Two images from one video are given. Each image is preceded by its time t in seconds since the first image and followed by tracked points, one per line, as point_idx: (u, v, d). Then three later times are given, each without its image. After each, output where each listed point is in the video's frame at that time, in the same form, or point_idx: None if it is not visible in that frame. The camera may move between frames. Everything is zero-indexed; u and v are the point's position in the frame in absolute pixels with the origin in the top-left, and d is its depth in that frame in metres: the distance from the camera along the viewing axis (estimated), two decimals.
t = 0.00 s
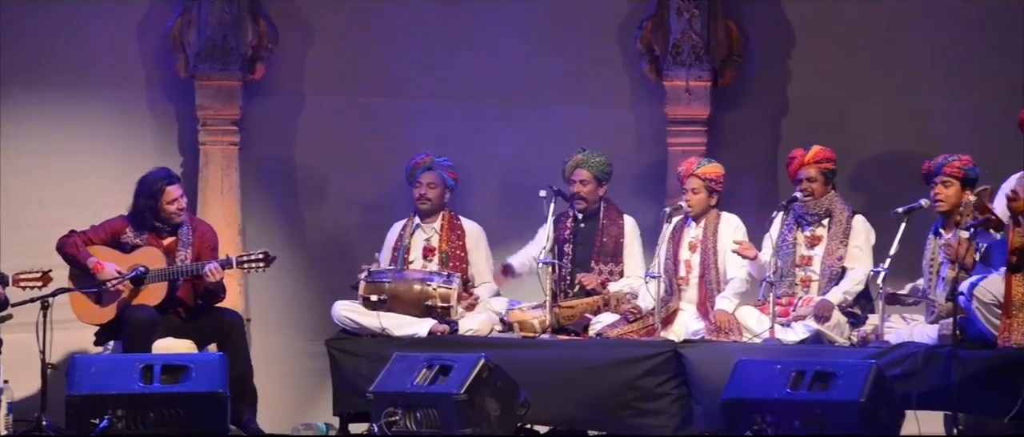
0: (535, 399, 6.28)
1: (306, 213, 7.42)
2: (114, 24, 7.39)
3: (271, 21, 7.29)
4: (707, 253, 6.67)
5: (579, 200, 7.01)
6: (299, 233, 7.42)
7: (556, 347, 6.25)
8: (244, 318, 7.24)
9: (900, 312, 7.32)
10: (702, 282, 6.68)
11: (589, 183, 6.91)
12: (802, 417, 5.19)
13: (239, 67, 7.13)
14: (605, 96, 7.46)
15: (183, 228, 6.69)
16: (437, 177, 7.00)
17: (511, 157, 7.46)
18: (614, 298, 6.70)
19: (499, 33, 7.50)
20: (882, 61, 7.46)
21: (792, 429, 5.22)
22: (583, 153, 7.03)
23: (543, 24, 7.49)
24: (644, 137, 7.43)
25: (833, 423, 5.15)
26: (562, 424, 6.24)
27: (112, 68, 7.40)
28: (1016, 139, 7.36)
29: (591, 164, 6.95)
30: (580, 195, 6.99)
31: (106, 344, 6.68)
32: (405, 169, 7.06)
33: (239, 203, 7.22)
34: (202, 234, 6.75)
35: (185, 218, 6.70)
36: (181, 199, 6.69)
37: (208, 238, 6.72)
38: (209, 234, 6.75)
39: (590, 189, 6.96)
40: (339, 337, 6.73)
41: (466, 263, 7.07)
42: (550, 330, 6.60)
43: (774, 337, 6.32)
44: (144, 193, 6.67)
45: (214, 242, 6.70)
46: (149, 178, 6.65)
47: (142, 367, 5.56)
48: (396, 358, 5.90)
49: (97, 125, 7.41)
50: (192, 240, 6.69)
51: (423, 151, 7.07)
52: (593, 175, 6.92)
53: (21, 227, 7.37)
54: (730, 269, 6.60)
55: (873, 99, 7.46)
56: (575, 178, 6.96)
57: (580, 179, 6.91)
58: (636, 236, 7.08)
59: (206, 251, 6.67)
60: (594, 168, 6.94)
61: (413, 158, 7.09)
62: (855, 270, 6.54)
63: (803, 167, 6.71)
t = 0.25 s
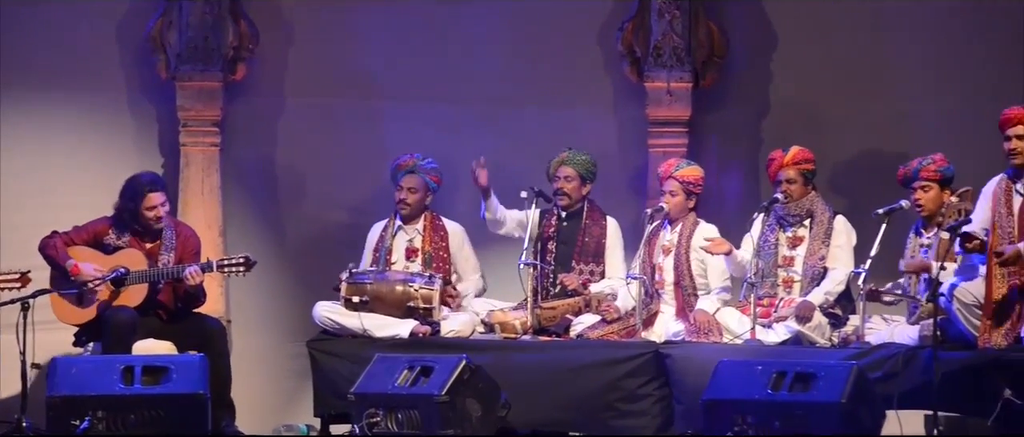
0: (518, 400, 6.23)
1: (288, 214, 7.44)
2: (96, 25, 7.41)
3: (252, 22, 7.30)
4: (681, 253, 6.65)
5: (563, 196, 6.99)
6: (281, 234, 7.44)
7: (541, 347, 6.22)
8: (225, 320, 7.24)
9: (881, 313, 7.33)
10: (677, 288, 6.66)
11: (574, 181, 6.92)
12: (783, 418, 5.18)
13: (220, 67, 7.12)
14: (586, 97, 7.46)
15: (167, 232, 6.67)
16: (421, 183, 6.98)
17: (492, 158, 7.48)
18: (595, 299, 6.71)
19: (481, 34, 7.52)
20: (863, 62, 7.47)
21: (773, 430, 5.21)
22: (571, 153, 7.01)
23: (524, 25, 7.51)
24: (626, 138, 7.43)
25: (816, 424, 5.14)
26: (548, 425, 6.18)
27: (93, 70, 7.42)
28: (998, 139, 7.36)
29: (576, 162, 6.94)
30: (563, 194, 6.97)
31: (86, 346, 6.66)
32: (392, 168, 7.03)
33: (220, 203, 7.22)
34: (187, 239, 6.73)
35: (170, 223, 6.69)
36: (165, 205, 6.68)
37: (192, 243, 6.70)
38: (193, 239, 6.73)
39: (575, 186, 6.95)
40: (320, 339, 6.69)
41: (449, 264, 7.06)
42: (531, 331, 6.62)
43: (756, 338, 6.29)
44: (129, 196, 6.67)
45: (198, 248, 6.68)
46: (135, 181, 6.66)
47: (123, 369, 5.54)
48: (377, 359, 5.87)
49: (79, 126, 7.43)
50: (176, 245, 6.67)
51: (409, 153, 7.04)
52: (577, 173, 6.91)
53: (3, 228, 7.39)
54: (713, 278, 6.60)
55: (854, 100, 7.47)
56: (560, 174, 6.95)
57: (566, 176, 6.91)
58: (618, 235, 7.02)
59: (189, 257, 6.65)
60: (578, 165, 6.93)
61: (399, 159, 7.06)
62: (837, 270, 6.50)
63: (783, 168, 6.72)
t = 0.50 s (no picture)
0: (504, 401, 6.22)
1: (274, 214, 7.44)
2: (82, 25, 7.41)
3: (237, 22, 7.30)
4: (666, 254, 6.65)
5: (550, 197, 6.95)
6: (266, 234, 7.44)
7: (526, 349, 6.21)
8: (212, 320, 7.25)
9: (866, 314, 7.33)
10: (662, 288, 6.67)
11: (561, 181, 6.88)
12: (769, 418, 5.19)
13: (205, 67, 7.12)
14: (572, 97, 7.47)
15: (155, 233, 6.64)
16: (409, 184, 6.97)
17: (478, 158, 7.48)
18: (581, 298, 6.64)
19: (468, 34, 7.51)
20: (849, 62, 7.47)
21: (759, 430, 5.21)
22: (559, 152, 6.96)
23: (510, 26, 7.51)
24: (612, 138, 7.44)
25: (801, 424, 5.15)
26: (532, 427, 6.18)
27: (79, 70, 7.41)
28: (986, 138, 7.34)
29: (563, 163, 6.91)
30: (548, 194, 6.93)
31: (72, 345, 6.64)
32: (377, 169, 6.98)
33: (205, 203, 7.21)
34: (175, 240, 6.68)
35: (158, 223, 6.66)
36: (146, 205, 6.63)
37: (180, 244, 6.64)
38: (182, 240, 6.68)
39: (561, 187, 6.92)
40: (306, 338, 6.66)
41: (435, 266, 7.07)
42: (517, 330, 6.59)
43: (741, 338, 6.27)
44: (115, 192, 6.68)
45: (186, 249, 6.62)
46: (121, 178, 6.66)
47: (108, 369, 5.53)
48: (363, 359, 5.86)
49: (65, 126, 7.42)
50: (164, 246, 6.63)
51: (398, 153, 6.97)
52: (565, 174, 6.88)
53: None
54: (698, 279, 6.67)
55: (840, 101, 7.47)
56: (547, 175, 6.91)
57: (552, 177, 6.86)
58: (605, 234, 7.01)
59: (176, 258, 6.59)
60: (566, 166, 6.91)
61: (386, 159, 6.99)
62: (822, 271, 6.51)
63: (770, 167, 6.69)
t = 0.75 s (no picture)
0: (488, 402, 6.22)
1: (258, 215, 7.45)
2: (65, 26, 7.40)
3: (221, 23, 7.29)
4: (653, 255, 6.61)
5: (536, 197, 6.96)
6: (250, 234, 7.45)
7: (510, 349, 6.20)
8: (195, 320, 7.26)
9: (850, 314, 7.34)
10: (647, 288, 6.61)
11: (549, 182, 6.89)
12: (752, 418, 5.18)
13: (189, 68, 7.12)
14: (556, 98, 7.47)
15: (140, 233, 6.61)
16: (394, 180, 6.98)
17: (462, 158, 7.48)
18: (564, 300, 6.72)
19: (452, 35, 7.52)
20: (833, 63, 7.48)
21: (742, 431, 5.21)
22: (547, 153, 6.98)
23: (494, 26, 7.51)
24: (596, 138, 7.44)
25: (785, 424, 5.15)
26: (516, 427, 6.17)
27: (63, 70, 7.41)
28: (969, 139, 7.35)
29: (552, 163, 6.92)
30: (536, 194, 6.93)
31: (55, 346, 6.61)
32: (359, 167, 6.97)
33: (189, 204, 7.21)
34: (161, 241, 6.64)
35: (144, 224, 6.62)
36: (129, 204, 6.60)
37: (166, 246, 6.61)
38: (167, 241, 6.63)
39: (549, 188, 6.91)
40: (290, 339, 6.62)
41: (421, 261, 7.04)
42: (501, 331, 6.58)
43: (725, 338, 6.26)
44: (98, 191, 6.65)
45: (170, 251, 6.58)
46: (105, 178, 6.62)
47: (92, 370, 5.52)
48: (346, 360, 5.84)
49: (48, 126, 7.41)
50: (149, 247, 6.59)
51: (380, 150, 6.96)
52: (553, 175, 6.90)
53: None
54: (683, 281, 6.62)
55: (824, 101, 7.47)
56: (534, 175, 6.92)
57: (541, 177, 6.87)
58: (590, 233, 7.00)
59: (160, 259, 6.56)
60: (554, 167, 6.93)
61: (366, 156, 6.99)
62: (807, 271, 6.50)
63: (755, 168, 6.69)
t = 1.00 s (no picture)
0: (472, 401, 6.22)
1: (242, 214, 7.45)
2: (49, 26, 7.39)
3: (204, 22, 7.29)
4: (637, 256, 6.58)
5: (521, 196, 6.94)
6: (235, 234, 7.45)
7: (494, 349, 6.19)
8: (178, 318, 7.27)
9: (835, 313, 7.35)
10: (632, 288, 6.58)
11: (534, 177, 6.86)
12: (736, 418, 5.19)
13: (172, 67, 7.11)
14: (540, 98, 7.47)
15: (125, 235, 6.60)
16: (379, 186, 6.96)
17: (446, 158, 7.49)
18: (548, 299, 6.70)
19: (436, 34, 7.52)
20: (817, 62, 7.48)
21: (726, 430, 5.22)
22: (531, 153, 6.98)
23: (478, 25, 7.51)
24: (580, 137, 7.44)
25: (768, 424, 5.15)
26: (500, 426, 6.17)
27: (47, 69, 7.40)
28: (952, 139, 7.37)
29: (536, 162, 6.91)
30: (520, 192, 6.89)
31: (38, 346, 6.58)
32: (346, 178, 6.88)
33: (173, 203, 7.20)
34: (144, 243, 6.63)
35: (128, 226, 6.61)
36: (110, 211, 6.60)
37: (149, 248, 6.60)
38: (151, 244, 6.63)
39: (534, 185, 6.89)
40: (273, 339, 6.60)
41: (405, 263, 7.04)
42: (485, 330, 6.56)
43: (709, 338, 6.24)
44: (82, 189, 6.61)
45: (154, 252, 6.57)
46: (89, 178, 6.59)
47: (75, 369, 5.49)
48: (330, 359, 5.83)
49: (33, 126, 7.41)
50: (133, 249, 6.58)
51: (368, 158, 6.87)
52: (537, 173, 6.89)
53: None
54: (668, 280, 6.56)
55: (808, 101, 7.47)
56: (519, 173, 6.89)
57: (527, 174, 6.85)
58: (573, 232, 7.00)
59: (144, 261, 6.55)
60: (538, 165, 6.92)
61: (353, 165, 6.89)
62: (790, 271, 6.47)
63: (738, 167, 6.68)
